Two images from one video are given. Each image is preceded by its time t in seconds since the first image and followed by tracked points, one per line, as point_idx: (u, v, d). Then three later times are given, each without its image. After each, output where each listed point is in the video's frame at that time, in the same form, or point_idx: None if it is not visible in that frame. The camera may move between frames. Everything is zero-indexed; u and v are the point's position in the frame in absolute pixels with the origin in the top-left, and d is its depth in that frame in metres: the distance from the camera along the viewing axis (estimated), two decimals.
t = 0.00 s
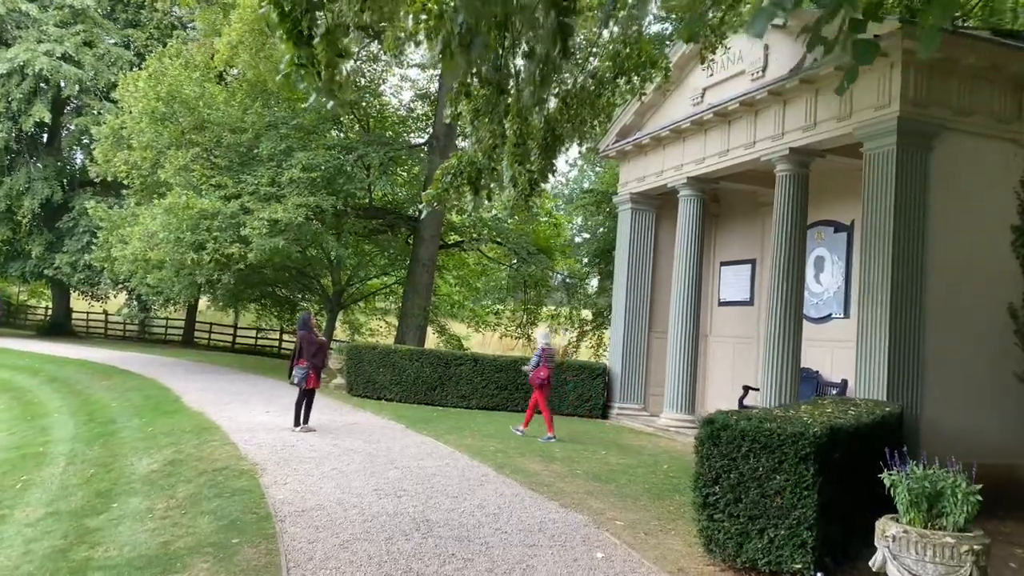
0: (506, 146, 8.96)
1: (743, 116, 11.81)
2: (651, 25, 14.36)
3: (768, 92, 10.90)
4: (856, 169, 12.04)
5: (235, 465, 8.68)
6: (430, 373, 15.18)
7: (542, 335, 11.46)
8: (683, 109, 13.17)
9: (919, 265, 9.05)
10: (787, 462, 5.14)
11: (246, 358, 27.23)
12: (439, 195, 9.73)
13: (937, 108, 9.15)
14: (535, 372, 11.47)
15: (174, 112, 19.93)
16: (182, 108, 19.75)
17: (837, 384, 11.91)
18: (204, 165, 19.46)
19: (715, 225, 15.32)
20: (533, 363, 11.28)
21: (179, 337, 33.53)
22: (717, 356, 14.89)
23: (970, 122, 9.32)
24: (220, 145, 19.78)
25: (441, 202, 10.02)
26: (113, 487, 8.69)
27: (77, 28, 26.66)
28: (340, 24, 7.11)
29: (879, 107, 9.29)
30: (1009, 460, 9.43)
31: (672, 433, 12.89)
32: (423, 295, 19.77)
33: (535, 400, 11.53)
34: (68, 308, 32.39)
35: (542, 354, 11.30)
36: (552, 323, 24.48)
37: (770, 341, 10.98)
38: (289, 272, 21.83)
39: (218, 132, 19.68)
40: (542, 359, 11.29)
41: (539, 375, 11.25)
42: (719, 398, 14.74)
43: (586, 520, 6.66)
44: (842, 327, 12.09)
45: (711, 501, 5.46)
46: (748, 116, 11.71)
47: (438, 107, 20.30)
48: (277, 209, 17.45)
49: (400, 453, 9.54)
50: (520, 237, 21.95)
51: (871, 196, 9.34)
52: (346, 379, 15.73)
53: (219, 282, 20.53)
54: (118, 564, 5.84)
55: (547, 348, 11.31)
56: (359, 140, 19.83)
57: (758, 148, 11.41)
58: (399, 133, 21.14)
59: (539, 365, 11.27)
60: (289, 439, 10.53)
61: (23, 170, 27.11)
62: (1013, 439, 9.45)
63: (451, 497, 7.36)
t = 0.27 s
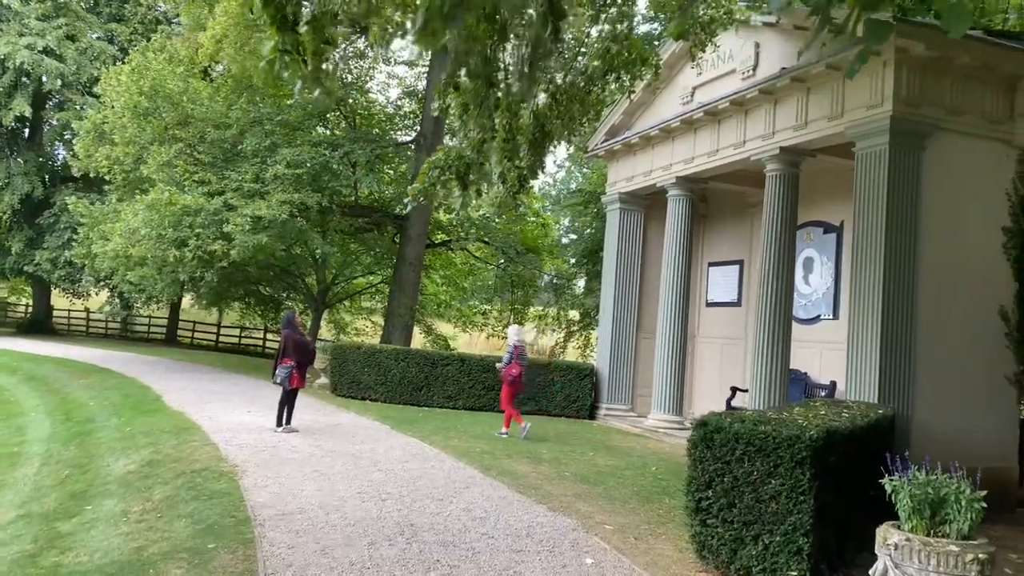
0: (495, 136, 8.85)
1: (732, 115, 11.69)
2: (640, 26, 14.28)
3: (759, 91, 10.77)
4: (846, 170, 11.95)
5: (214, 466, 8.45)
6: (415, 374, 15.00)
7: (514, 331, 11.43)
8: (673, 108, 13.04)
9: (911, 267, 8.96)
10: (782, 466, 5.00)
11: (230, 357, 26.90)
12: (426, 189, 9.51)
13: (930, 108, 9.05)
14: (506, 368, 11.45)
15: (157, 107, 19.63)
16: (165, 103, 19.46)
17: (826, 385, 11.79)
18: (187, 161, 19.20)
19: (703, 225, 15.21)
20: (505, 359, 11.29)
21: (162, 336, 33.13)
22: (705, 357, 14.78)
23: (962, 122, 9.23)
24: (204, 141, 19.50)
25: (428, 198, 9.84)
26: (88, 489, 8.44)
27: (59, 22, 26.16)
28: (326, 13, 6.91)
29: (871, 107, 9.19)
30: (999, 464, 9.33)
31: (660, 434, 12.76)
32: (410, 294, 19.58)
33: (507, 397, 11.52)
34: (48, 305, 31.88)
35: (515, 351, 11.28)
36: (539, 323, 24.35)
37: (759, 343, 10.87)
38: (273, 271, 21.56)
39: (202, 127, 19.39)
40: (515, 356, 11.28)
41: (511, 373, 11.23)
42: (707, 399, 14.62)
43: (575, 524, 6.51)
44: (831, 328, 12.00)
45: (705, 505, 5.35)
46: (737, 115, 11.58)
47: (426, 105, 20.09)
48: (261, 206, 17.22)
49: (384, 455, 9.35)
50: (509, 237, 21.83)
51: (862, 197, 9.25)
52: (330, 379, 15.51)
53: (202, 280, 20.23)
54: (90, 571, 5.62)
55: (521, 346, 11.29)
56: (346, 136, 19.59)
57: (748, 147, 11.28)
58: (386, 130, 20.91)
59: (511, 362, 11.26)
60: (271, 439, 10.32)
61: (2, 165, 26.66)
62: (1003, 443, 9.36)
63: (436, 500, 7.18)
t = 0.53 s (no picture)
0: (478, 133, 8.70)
1: (714, 117, 11.58)
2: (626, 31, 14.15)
3: (742, 93, 10.67)
4: (827, 173, 11.88)
5: (185, 474, 8.16)
6: (393, 377, 14.73)
7: (479, 334, 11.41)
8: (653, 110, 12.93)
9: (895, 271, 8.89)
10: (774, 475, 4.86)
11: (203, 360, 26.44)
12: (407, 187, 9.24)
13: (914, 111, 8.99)
14: (471, 371, 11.42)
15: (128, 105, 19.33)
16: (137, 100, 19.12)
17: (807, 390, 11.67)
18: (160, 161, 18.84)
19: (684, 228, 15.13)
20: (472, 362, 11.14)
21: (134, 338, 32.53)
22: (685, 361, 14.69)
23: (946, 126, 9.17)
24: (177, 140, 19.11)
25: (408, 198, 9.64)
26: (52, 499, 8.12)
27: (28, 18, 25.68)
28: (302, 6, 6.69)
29: (855, 109, 9.12)
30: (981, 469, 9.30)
31: (640, 438, 12.62)
32: (388, 297, 19.30)
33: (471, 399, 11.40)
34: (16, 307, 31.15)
35: (480, 352, 11.23)
36: (518, 326, 24.16)
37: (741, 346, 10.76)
38: (248, 272, 21.19)
39: (175, 126, 19.00)
40: (480, 358, 11.23)
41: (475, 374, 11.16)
42: (687, 403, 14.50)
43: (558, 534, 6.33)
44: (812, 331, 11.93)
45: (694, 516, 5.18)
46: (719, 118, 11.48)
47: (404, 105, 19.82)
48: (234, 206, 16.91)
49: (361, 462, 9.11)
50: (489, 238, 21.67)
51: (847, 200, 9.17)
52: (306, 384, 15.27)
53: (175, 282, 19.82)
54: None
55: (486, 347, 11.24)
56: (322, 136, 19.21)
57: (729, 150, 11.18)
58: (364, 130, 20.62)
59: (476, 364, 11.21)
60: (245, 446, 10.04)
61: None
62: (985, 447, 9.33)
63: (415, 509, 6.96)
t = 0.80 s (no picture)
0: (461, 132, 8.39)
1: (700, 118, 11.43)
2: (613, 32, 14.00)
3: (729, 93, 10.52)
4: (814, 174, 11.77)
5: (156, 486, 7.80)
6: (372, 384, 14.40)
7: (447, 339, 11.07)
8: (638, 111, 12.77)
9: (886, 273, 8.76)
10: (774, 486, 4.63)
11: (177, 366, 25.89)
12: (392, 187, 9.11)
13: (904, 111, 8.87)
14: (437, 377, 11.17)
15: (99, 105, 19.05)
16: (108, 100, 18.78)
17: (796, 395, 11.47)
18: (133, 162, 18.44)
19: (668, 231, 14.98)
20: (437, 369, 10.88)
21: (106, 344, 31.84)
22: (670, 365, 14.51)
23: (937, 127, 9.06)
24: (150, 141, 18.66)
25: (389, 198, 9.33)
26: (14, 513, 7.73)
27: None
28: None
29: (845, 109, 8.99)
30: (972, 475, 9.19)
31: (626, 445, 12.39)
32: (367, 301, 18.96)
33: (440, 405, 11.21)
34: None
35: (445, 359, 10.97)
36: (499, 330, 23.88)
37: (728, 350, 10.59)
38: (223, 276, 20.74)
39: (148, 126, 18.56)
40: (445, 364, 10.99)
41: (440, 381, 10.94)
42: (672, 408, 14.33)
43: (548, 548, 6.07)
44: (800, 336, 11.80)
45: (690, 529, 4.93)
46: (706, 118, 11.33)
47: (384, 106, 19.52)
48: (207, 208, 16.54)
49: (340, 472, 8.81)
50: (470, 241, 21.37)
51: (837, 201, 9.02)
52: (283, 392, 14.95)
53: (147, 286, 19.33)
54: None
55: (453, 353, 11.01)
56: (299, 137, 18.78)
57: (717, 151, 11.02)
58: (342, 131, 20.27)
59: (441, 369, 10.99)
60: (219, 456, 9.68)
61: None
62: (976, 451, 9.23)
63: (397, 522, 6.68)
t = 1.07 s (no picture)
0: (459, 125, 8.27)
1: (697, 115, 11.31)
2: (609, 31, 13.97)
3: (726, 90, 10.39)
4: (811, 172, 11.66)
5: (143, 491, 7.59)
6: (364, 385, 14.21)
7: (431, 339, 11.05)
8: (634, 108, 12.63)
9: (888, 272, 8.64)
10: (786, 489, 4.50)
11: (166, 368, 25.60)
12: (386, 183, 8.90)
13: (905, 107, 8.76)
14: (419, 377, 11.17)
15: (86, 102, 18.69)
16: (96, 98, 18.42)
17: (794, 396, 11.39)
18: (121, 161, 18.15)
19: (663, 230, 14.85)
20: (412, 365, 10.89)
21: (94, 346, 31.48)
22: (665, 366, 14.38)
23: (938, 124, 8.96)
24: (138, 139, 18.39)
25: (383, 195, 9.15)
26: None
27: None
28: None
29: (845, 105, 8.87)
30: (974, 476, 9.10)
31: (621, 446, 12.24)
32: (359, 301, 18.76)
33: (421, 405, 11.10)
34: None
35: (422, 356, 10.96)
36: (491, 331, 23.71)
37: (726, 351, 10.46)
38: (212, 277, 20.50)
39: (136, 125, 18.29)
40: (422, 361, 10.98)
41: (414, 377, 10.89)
42: (668, 409, 14.17)
43: (547, 553, 5.91)
44: (797, 335, 11.69)
45: (698, 536, 4.78)
46: (702, 115, 11.20)
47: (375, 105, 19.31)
48: (196, 207, 16.30)
49: (332, 475, 8.62)
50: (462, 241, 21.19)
51: (838, 199, 8.90)
52: (273, 393, 14.73)
53: (135, 286, 19.07)
54: None
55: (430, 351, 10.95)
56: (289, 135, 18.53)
57: (714, 148, 10.89)
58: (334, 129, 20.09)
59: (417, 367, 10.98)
60: (208, 459, 9.48)
61: None
62: (977, 452, 9.14)
63: (393, 527, 6.50)
